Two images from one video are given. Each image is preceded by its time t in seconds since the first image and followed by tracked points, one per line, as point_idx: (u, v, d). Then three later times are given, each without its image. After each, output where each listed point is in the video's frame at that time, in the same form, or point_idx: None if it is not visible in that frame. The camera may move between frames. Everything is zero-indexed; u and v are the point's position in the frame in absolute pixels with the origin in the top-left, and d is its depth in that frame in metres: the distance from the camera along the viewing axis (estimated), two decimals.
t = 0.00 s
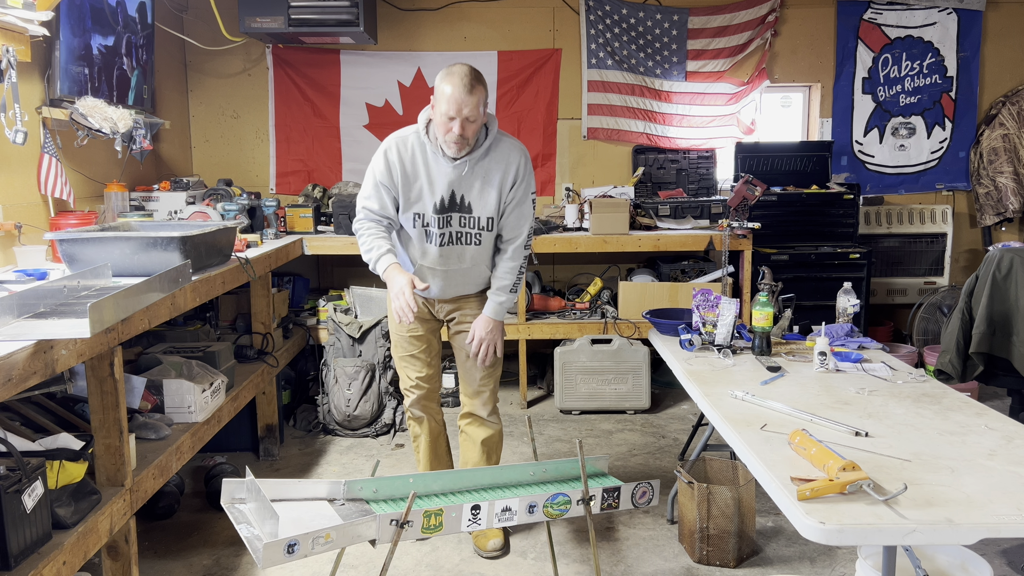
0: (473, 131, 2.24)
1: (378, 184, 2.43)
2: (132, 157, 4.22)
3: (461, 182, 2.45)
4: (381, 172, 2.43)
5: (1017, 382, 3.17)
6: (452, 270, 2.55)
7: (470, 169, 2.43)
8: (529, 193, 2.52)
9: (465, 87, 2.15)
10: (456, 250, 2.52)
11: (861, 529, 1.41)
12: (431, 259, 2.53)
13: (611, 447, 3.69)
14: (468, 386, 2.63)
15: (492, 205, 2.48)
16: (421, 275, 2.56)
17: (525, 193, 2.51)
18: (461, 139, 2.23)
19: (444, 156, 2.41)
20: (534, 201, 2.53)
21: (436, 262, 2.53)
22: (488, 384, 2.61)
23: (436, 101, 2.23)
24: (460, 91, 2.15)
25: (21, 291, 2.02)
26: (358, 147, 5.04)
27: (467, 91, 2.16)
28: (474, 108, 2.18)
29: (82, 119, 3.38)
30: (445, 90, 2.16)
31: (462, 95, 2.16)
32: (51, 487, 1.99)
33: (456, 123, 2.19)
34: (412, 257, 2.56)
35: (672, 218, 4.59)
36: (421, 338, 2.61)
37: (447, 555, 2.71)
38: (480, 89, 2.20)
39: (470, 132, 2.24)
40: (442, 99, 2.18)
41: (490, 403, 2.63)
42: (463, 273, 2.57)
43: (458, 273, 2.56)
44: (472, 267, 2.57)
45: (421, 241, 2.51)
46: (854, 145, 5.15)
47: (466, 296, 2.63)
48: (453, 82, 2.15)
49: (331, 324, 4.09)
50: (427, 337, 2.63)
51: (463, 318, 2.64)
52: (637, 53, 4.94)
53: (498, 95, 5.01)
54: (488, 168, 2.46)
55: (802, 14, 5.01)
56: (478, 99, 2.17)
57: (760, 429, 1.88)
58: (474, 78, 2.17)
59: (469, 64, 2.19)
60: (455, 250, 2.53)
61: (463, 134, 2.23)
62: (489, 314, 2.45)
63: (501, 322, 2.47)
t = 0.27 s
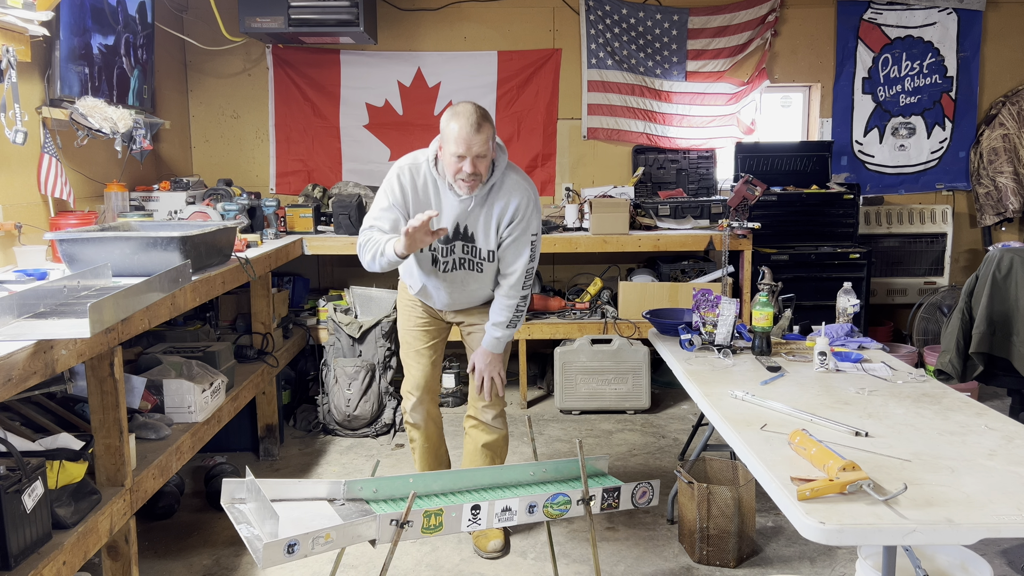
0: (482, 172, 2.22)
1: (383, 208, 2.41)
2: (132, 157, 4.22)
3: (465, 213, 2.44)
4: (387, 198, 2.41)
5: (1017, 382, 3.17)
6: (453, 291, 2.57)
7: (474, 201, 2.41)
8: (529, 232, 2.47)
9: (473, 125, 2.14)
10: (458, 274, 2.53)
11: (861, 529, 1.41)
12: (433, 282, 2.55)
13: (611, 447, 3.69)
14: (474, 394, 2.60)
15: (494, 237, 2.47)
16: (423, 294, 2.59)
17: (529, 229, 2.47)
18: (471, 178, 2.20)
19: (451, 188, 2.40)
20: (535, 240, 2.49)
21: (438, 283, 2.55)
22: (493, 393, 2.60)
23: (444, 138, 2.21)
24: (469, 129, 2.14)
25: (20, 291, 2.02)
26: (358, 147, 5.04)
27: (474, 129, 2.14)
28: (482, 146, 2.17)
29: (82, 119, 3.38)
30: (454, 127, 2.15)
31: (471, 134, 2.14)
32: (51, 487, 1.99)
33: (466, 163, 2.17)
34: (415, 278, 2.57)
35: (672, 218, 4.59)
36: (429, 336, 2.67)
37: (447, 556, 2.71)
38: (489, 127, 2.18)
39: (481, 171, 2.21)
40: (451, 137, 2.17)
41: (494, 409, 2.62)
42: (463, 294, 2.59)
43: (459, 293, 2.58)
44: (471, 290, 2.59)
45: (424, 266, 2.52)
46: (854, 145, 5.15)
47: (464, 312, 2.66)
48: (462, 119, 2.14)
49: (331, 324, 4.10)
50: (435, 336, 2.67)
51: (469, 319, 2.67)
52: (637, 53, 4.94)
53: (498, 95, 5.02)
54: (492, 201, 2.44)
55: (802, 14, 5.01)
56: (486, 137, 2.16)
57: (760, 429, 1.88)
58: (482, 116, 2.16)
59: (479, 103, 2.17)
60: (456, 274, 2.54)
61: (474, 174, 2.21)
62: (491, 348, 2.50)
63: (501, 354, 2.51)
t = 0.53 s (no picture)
0: (482, 200, 2.33)
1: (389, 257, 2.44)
2: (132, 157, 4.22)
3: (470, 250, 2.51)
4: (392, 245, 2.45)
5: (1017, 382, 3.17)
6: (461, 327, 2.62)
7: (478, 236, 2.49)
8: (536, 259, 2.55)
9: (469, 156, 2.27)
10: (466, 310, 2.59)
11: (860, 529, 1.41)
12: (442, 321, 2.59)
13: (611, 447, 3.69)
14: (464, 421, 2.53)
15: (500, 269, 2.54)
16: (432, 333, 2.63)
17: (532, 259, 2.54)
18: (470, 209, 2.32)
19: (454, 225, 2.47)
20: (540, 265, 2.56)
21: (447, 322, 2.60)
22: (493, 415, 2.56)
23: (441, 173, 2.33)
24: (465, 159, 2.26)
25: (21, 291, 2.02)
26: (358, 147, 5.04)
27: (469, 159, 2.27)
28: (478, 174, 2.28)
29: (82, 120, 3.38)
30: (450, 160, 2.28)
31: (465, 162, 2.26)
32: (51, 487, 1.99)
33: (463, 191, 2.29)
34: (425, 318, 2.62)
35: (672, 218, 4.59)
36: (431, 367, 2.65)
37: (447, 556, 2.71)
38: (484, 158, 2.31)
39: (478, 199, 2.32)
40: (447, 169, 2.29)
41: (494, 431, 2.58)
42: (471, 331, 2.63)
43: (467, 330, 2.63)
44: (480, 325, 2.65)
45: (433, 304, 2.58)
46: (854, 145, 5.15)
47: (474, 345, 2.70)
48: (456, 152, 2.27)
49: (332, 324, 4.09)
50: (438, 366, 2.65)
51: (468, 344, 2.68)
52: (637, 53, 4.94)
53: (498, 95, 5.02)
54: (496, 233, 2.52)
55: (802, 14, 5.01)
56: (481, 166, 2.29)
57: (760, 429, 1.88)
58: (477, 148, 2.29)
59: (471, 137, 2.30)
60: (466, 312, 2.60)
61: (472, 203, 2.32)
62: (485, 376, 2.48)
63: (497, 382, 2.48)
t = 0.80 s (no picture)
0: (481, 242, 2.37)
1: (393, 306, 2.46)
2: (132, 157, 4.22)
3: (474, 291, 2.54)
4: (395, 295, 2.47)
5: (1017, 382, 3.17)
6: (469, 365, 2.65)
7: (481, 276, 2.52)
8: (539, 290, 2.61)
9: (468, 199, 2.30)
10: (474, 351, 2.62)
11: (861, 529, 1.41)
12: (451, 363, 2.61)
13: (611, 447, 3.69)
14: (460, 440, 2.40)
15: (506, 306, 2.58)
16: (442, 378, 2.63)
17: (535, 291, 2.60)
18: (469, 250, 2.36)
19: (457, 269, 2.50)
20: (545, 296, 2.63)
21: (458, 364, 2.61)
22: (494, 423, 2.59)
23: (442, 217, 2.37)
24: (464, 203, 2.30)
25: (21, 291, 2.02)
26: (358, 147, 5.04)
27: (468, 202, 2.30)
28: (477, 216, 2.32)
29: (82, 120, 3.37)
30: (449, 204, 2.31)
31: (465, 206, 2.30)
32: (51, 487, 1.99)
33: (463, 235, 2.32)
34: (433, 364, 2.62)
35: (672, 218, 4.59)
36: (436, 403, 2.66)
37: (448, 556, 2.71)
38: (482, 200, 2.34)
39: (479, 241, 2.36)
40: (446, 214, 2.32)
41: (497, 439, 2.59)
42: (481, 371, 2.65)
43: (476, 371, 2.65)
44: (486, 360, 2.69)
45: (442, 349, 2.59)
46: (854, 145, 5.15)
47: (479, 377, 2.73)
48: (454, 196, 2.31)
49: (332, 324, 4.09)
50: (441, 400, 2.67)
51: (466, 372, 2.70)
52: (637, 53, 4.94)
53: (498, 95, 5.01)
54: (499, 272, 2.55)
55: (802, 14, 5.01)
56: (480, 209, 2.32)
57: (760, 429, 1.88)
58: (475, 192, 2.32)
59: (469, 180, 2.34)
60: (474, 353, 2.62)
61: (473, 245, 2.35)
62: (488, 397, 2.42)
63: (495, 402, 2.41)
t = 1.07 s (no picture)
0: (491, 274, 2.38)
1: (397, 337, 2.46)
2: (132, 157, 4.22)
3: (483, 322, 2.55)
4: (401, 327, 2.47)
5: (1017, 382, 3.17)
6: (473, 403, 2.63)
7: (489, 308, 2.54)
8: (544, 325, 2.64)
9: (481, 234, 2.34)
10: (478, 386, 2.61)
11: (861, 529, 1.41)
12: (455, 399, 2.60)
13: (611, 447, 3.69)
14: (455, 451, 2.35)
15: (512, 340, 2.60)
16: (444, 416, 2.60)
17: (540, 325, 2.62)
18: (475, 283, 2.37)
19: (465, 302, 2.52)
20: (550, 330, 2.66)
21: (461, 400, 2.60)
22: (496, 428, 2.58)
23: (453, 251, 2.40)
24: (476, 239, 2.34)
25: (21, 291, 2.02)
26: (358, 147, 5.04)
27: (480, 238, 2.34)
28: (487, 253, 2.34)
29: (82, 120, 3.37)
30: (462, 238, 2.35)
31: (476, 242, 2.33)
32: (51, 487, 1.99)
33: (471, 269, 2.35)
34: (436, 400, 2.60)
35: (672, 218, 4.59)
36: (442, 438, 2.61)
37: (448, 556, 2.71)
38: (495, 236, 2.38)
39: (486, 277, 2.37)
40: (458, 249, 2.36)
41: (502, 446, 2.57)
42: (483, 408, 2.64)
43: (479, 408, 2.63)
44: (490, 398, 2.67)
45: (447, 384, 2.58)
46: (855, 145, 5.15)
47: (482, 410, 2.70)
48: (467, 231, 2.34)
49: (332, 324, 4.08)
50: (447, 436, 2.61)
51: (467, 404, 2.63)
52: (638, 53, 4.94)
53: (498, 95, 5.01)
54: (507, 304, 2.58)
55: (802, 14, 5.01)
56: (492, 245, 2.35)
57: (760, 429, 1.88)
58: (489, 228, 2.36)
59: (484, 215, 2.38)
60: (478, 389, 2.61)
61: (479, 280, 2.37)
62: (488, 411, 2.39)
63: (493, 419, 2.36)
